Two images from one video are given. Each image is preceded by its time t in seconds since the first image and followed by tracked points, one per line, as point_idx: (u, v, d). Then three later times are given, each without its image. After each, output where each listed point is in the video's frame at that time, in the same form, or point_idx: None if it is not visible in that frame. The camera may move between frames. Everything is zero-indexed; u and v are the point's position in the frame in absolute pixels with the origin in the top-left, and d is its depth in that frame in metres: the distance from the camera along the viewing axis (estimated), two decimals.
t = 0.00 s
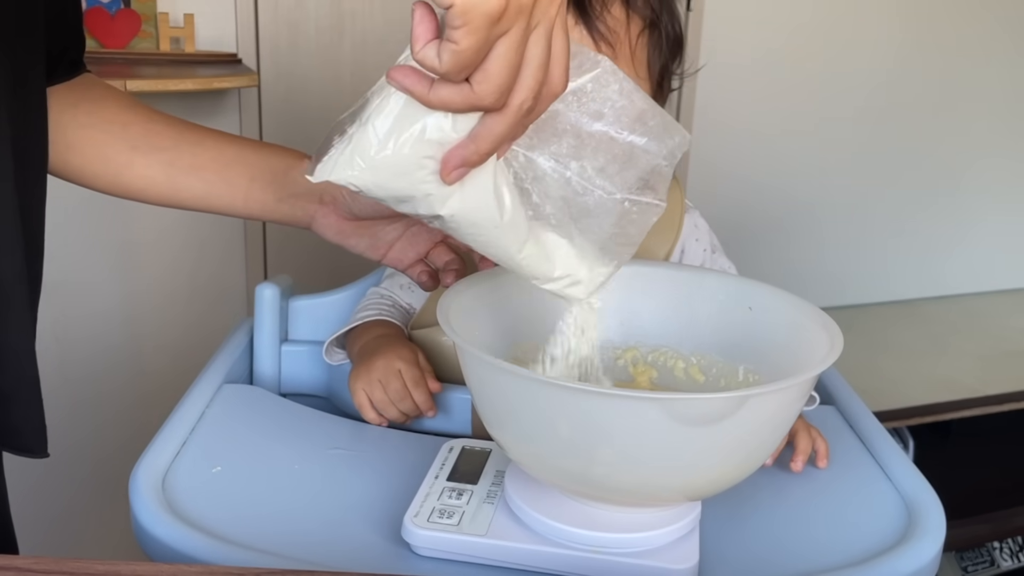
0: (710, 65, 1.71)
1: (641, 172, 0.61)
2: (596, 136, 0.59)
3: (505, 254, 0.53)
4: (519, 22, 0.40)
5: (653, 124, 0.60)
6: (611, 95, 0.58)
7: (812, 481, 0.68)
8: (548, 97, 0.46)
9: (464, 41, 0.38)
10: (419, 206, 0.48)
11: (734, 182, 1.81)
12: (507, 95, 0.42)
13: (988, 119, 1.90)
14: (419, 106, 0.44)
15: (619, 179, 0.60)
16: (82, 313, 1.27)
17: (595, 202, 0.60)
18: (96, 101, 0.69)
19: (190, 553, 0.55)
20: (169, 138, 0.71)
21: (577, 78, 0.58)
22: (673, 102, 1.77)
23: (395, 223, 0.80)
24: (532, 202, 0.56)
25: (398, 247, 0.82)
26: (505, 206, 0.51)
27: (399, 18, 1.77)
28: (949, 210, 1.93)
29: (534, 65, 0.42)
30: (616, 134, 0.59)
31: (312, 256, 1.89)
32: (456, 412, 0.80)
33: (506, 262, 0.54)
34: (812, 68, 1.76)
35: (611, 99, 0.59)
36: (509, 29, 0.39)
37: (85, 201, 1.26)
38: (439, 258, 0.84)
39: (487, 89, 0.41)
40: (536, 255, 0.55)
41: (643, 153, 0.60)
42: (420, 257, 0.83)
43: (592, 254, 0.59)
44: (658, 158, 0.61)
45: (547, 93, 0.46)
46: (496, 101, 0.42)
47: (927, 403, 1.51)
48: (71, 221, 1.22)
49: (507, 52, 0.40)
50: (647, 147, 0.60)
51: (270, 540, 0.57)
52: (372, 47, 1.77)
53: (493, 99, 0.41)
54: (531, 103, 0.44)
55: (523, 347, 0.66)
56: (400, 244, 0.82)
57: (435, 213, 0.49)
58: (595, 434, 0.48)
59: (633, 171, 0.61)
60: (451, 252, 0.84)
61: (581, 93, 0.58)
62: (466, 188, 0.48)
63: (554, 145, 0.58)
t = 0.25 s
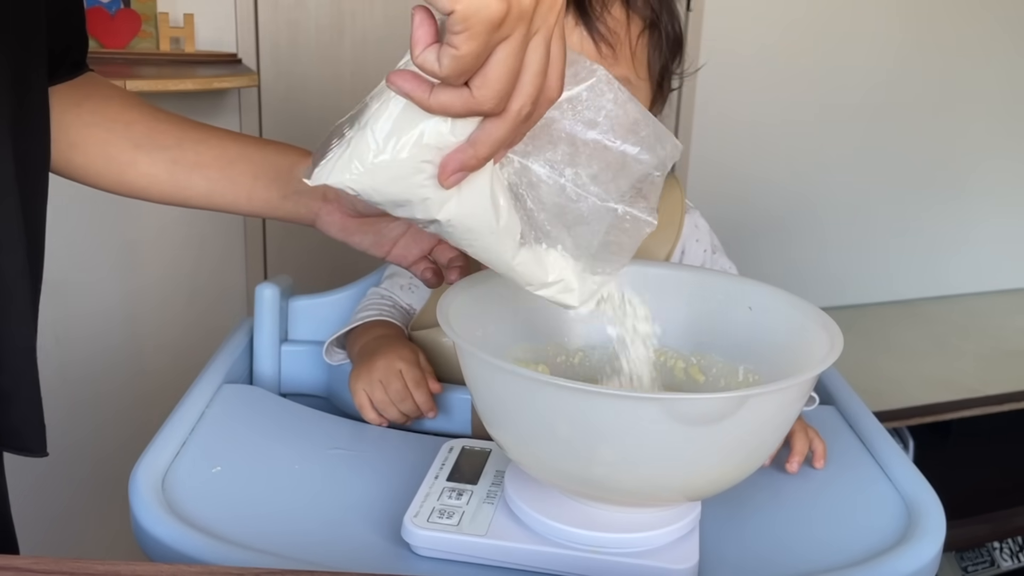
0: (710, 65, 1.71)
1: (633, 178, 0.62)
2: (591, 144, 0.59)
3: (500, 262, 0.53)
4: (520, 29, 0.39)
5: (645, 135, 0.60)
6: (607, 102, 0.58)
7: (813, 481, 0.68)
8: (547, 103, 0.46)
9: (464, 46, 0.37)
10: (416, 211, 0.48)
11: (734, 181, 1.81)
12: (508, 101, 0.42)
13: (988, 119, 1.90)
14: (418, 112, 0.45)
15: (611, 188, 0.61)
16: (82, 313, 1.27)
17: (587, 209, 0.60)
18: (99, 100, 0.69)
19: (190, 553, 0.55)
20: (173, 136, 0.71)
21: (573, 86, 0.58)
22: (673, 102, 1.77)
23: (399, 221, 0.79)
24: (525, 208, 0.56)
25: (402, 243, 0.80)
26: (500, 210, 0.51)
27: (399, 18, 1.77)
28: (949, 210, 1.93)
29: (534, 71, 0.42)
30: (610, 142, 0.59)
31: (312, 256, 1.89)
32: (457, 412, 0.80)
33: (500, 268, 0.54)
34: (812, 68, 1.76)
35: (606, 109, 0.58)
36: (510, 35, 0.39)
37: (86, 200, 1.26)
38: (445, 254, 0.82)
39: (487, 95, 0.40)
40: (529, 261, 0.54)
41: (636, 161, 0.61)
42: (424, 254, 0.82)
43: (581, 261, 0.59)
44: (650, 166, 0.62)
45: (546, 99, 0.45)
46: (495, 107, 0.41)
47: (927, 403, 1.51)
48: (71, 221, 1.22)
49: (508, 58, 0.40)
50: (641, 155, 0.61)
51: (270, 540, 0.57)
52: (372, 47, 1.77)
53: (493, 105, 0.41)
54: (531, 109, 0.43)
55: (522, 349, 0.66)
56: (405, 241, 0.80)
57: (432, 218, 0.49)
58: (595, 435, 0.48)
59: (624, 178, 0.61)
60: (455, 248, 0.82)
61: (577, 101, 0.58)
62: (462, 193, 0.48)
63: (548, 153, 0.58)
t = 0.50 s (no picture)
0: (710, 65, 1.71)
1: (652, 153, 0.59)
2: (604, 116, 0.57)
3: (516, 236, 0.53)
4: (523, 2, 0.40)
5: (662, 102, 0.58)
6: (621, 73, 0.57)
7: (813, 481, 0.68)
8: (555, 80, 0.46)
9: (466, 22, 0.38)
10: (428, 189, 0.48)
11: (734, 181, 1.81)
12: (513, 77, 0.42)
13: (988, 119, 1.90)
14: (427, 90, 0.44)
15: (627, 160, 0.59)
16: (82, 313, 1.27)
17: (602, 182, 0.59)
18: (102, 100, 0.69)
19: (191, 553, 0.55)
20: (175, 137, 0.71)
21: (585, 56, 0.56)
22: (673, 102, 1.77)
23: (403, 220, 0.81)
24: (539, 183, 0.56)
25: (406, 243, 0.82)
26: (514, 186, 0.51)
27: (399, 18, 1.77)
28: (949, 210, 1.93)
29: (540, 46, 0.42)
30: (625, 112, 0.58)
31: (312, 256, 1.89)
32: (456, 413, 0.80)
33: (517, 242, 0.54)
34: (813, 68, 1.76)
35: (622, 79, 0.57)
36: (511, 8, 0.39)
37: (86, 200, 1.26)
38: (448, 255, 0.84)
39: (492, 70, 0.41)
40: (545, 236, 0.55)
41: (653, 135, 0.59)
42: (428, 254, 0.84)
43: (599, 234, 0.58)
44: (667, 137, 0.59)
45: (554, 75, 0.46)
46: (501, 83, 0.42)
47: (927, 403, 1.51)
48: (71, 221, 1.22)
49: (512, 32, 0.40)
50: (658, 128, 0.58)
51: (270, 540, 0.57)
52: (372, 47, 1.77)
53: (498, 81, 0.41)
54: (538, 84, 0.43)
55: (522, 349, 0.67)
56: (408, 240, 0.82)
57: (444, 195, 0.48)
58: (595, 435, 0.48)
59: (639, 150, 0.59)
60: (458, 249, 0.85)
61: (590, 72, 0.56)
62: (474, 168, 0.48)
63: (560, 125, 0.57)
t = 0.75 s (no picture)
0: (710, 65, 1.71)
1: (634, 180, 0.59)
2: (590, 141, 0.57)
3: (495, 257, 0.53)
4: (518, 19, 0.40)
5: (646, 131, 0.58)
6: (609, 100, 0.57)
7: (813, 481, 0.68)
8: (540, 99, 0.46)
9: (462, 33, 0.38)
10: (409, 200, 0.48)
11: (734, 181, 1.81)
12: (503, 90, 0.42)
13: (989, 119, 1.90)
14: (416, 101, 0.44)
15: (609, 184, 0.59)
16: (82, 312, 1.27)
17: (582, 204, 0.59)
18: (102, 101, 0.69)
19: (190, 553, 0.55)
20: (175, 138, 0.71)
21: (573, 80, 0.56)
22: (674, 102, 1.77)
23: (402, 223, 0.81)
24: (521, 203, 0.56)
25: (405, 246, 0.82)
26: (495, 203, 0.50)
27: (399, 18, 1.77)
28: (949, 210, 1.93)
29: (531, 61, 0.42)
30: (610, 138, 0.58)
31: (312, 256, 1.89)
32: (456, 413, 0.80)
33: (496, 263, 0.54)
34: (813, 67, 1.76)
35: (609, 105, 0.57)
36: (507, 25, 0.39)
37: (87, 200, 1.26)
38: (448, 258, 0.84)
39: (483, 82, 0.40)
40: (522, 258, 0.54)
41: (639, 163, 0.59)
42: (428, 257, 0.83)
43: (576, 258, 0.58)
44: (652, 167, 0.59)
45: (542, 93, 0.46)
46: (491, 95, 0.42)
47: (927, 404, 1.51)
48: (70, 221, 1.22)
49: (505, 47, 0.40)
50: (644, 157, 0.59)
51: (270, 540, 0.57)
52: (372, 47, 1.77)
53: (488, 93, 0.41)
54: (527, 99, 0.43)
55: (522, 348, 0.67)
56: (408, 244, 0.82)
57: (426, 207, 0.48)
58: (596, 435, 0.48)
59: (622, 174, 0.59)
60: (459, 253, 0.84)
61: (577, 96, 0.57)
62: (457, 181, 0.48)
63: (545, 147, 0.57)
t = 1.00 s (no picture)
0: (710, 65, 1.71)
1: (651, 186, 0.61)
2: (607, 147, 0.59)
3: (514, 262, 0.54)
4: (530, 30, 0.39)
5: (665, 136, 0.60)
6: (625, 105, 0.59)
7: (812, 482, 0.68)
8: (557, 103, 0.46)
9: (473, 45, 0.37)
10: (428, 208, 0.48)
11: (734, 181, 1.81)
12: (516, 100, 0.42)
13: (989, 119, 1.90)
14: (430, 112, 0.45)
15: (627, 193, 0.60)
16: (82, 313, 1.27)
17: (602, 212, 0.59)
18: (101, 101, 0.69)
19: (191, 553, 0.55)
20: (175, 138, 0.71)
21: (591, 86, 0.57)
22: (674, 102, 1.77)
23: (402, 224, 0.82)
24: (542, 211, 0.56)
25: (405, 247, 0.83)
26: (515, 210, 0.51)
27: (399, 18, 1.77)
28: (950, 210, 1.93)
29: (544, 70, 0.42)
30: (627, 144, 0.59)
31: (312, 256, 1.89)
32: (456, 413, 0.80)
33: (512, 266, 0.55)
34: (813, 67, 1.76)
35: (626, 109, 0.59)
36: (519, 36, 0.39)
37: (87, 201, 1.26)
38: (447, 259, 0.84)
39: (495, 92, 0.40)
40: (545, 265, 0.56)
41: (655, 168, 0.61)
42: (427, 258, 0.84)
43: (602, 266, 0.59)
44: (668, 173, 0.61)
45: (557, 99, 0.46)
46: (504, 105, 0.41)
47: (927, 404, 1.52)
48: (71, 222, 1.22)
49: (517, 58, 0.40)
50: (661, 165, 0.61)
51: (270, 540, 0.57)
52: (373, 47, 1.76)
53: (500, 102, 0.41)
54: (541, 107, 0.43)
55: (522, 348, 0.67)
56: (407, 244, 0.83)
57: (444, 216, 0.49)
58: (596, 435, 0.48)
59: (638, 184, 0.61)
60: (457, 253, 0.85)
61: (594, 101, 0.58)
62: (475, 188, 0.48)
63: (562, 153, 0.58)
